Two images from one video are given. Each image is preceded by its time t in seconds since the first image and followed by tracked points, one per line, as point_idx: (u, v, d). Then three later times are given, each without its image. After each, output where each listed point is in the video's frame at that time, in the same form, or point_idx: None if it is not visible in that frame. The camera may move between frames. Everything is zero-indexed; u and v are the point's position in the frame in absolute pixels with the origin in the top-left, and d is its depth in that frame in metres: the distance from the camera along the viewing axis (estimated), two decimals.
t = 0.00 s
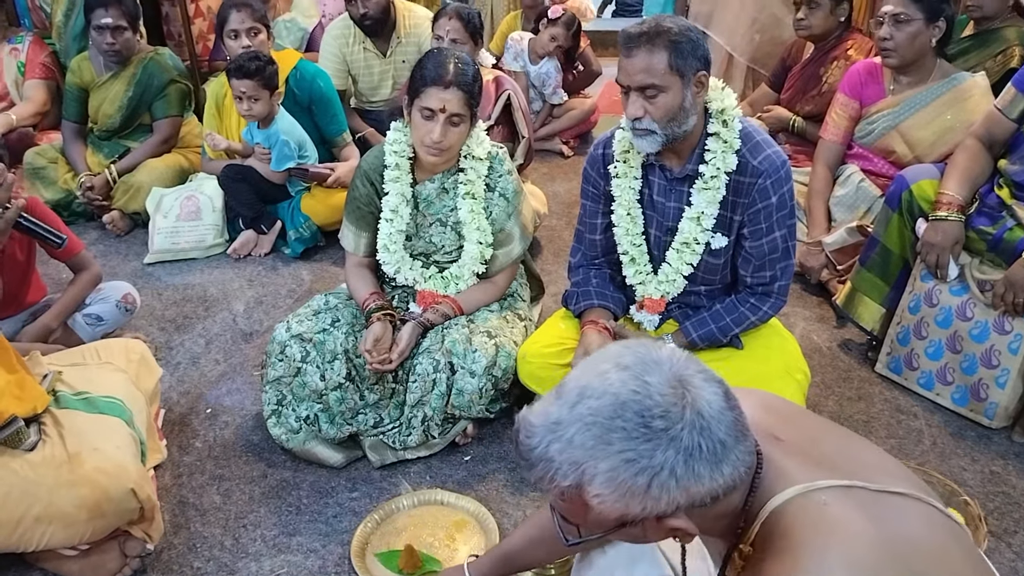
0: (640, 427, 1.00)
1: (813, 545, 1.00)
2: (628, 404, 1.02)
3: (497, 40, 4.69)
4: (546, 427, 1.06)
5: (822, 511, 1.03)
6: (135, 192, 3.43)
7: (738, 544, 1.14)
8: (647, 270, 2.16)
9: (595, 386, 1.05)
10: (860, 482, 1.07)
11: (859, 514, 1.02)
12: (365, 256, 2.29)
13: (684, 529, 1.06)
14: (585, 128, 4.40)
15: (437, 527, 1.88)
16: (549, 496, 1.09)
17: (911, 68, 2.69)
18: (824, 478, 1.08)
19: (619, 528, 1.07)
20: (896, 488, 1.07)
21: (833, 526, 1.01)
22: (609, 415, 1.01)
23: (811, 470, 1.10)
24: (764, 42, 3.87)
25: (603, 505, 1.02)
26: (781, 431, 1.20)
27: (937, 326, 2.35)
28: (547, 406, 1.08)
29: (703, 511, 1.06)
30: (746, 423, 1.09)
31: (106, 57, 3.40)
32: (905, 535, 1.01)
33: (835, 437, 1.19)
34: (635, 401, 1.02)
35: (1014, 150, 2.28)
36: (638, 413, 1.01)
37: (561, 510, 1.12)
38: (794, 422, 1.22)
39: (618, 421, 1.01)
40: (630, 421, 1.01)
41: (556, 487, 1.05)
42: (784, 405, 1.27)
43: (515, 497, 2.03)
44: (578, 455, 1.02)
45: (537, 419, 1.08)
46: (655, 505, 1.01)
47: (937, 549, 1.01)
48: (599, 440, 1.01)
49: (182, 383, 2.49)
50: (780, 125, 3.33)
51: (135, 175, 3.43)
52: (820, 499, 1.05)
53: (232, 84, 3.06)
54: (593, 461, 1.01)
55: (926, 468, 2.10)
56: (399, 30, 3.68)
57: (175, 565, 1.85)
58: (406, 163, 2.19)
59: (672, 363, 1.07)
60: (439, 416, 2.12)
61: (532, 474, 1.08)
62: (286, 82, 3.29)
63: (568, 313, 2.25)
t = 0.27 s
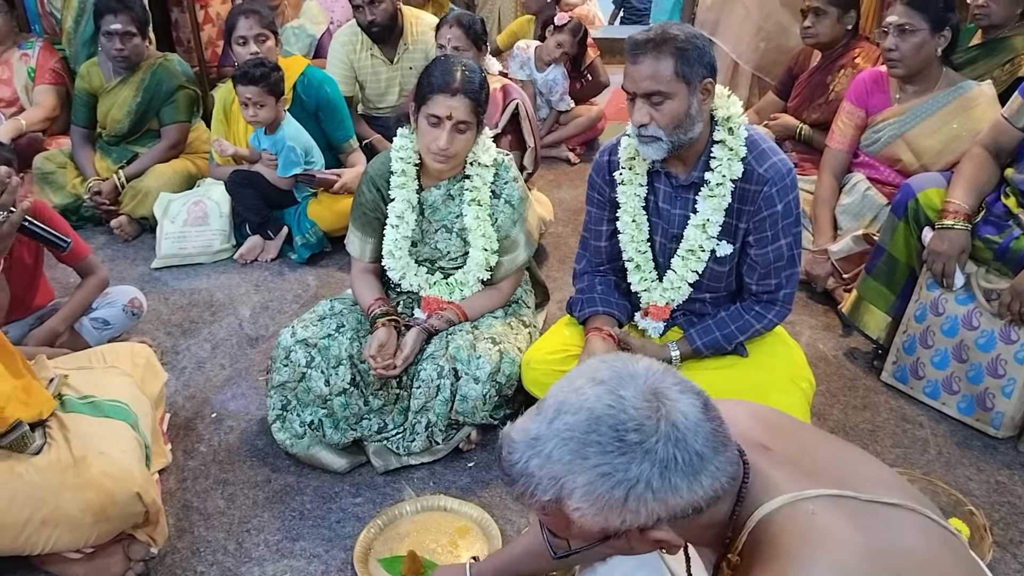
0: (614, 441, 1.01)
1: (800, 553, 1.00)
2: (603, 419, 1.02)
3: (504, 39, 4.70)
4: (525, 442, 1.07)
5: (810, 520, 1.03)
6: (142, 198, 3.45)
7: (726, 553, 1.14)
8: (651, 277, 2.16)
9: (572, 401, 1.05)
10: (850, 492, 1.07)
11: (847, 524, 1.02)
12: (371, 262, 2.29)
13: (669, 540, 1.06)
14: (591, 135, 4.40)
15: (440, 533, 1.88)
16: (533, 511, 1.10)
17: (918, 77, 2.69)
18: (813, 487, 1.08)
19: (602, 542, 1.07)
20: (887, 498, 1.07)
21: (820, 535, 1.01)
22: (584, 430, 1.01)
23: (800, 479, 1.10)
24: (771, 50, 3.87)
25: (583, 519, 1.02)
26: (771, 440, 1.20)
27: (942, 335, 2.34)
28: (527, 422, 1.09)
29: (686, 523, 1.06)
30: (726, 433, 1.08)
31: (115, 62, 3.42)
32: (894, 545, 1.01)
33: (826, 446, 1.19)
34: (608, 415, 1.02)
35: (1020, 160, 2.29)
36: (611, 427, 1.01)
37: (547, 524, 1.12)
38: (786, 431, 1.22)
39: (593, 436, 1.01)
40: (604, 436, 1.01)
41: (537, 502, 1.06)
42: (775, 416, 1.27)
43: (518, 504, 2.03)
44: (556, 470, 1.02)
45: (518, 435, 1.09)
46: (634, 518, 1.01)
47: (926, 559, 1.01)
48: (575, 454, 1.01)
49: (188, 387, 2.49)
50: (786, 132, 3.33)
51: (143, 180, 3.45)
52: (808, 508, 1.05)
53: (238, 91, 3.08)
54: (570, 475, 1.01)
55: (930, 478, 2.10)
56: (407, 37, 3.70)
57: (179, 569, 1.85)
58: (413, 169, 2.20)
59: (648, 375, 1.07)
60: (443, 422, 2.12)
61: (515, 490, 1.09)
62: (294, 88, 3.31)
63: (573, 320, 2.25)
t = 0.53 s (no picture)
0: (613, 441, 1.02)
1: (816, 553, 1.00)
2: (602, 420, 1.03)
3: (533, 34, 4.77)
4: (532, 447, 1.08)
5: (826, 521, 1.03)
6: (159, 200, 3.49)
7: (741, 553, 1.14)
8: (663, 282, 2.16)
9: (573, 405, 1.07)
10: (867, 495, 1.07)
11: (864, 526, 1.02)
12: (384, 265, 2.31)
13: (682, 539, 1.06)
14: (605, 140, 4.40)
15: (450, 535, 1.89)
16: (546, 516, 1.11)
17: (934, 83, 2.67)
18: (831, 489, 1.08)
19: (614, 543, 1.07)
20: (905, 502, 1.08)
21: (836, 536, 1.01)
22: (585, 432, 1.03)
23: (817, 480, 1.10)
24: (785, 56, 3.86)
25: (591, 520, 1.03)
26: (788, 441, 1.20)
27: (956, 343, 2.33)
28: (534, 428, 1.11)
29: (698, 520, 1.06)
30: (732, 430, 1.08)
31: (134, 65, 3.47)
32: (909, 553, 1.00)
33: (845, 448, 1.19)
34: (607, 417, 1.03)
35: None
36: (609, 429, 1.03)
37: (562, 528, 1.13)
38: (804, 433, 1.23)
39: (593, 438, 1.03)
40: (603, 437, 1.02)
41: (546, 506, 1.07)
42: (794, 417, 1.27)
43: (528, 507, 2.03)
44: (559, 473, 1.04)
45: (526, 440, 1.10)
46: (640, 517, 1.02)
47: (943, 564, 1.01)
48: (577, 456, 1.03)
49: (202, 388, 2.52)
50: (801, 138, 3.32)
51: (160, 182, 3.49)
52: (824, 509, 1.05)
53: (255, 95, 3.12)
54: (573, 477, 1.03)
55: (943, 486, 2.08)
56: (422, 42, 3.72)
57: (191, 568, 1.87)
58: (426, 173, 2.21)
59: (645, 376, 1.08)
60: (454, 425, 2.14)
61: (525, 495, 1.10)
62: (310, 92, 3.34)
63: (584, 324, 2.26)
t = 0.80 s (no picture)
0: (658, 429, 1.03)
1: (884, 561, 1.01)
2: (652, 407, 1.04)
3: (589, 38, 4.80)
4: (589, 415, 1.11)
5: (897, 530, 1.04)
6: (210, 199, 3.57)
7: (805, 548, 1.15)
8: (705, 288, 2.15)
9: (633, 385, 1.08)
10: (943, 509, 1.07)
11: (936, 540, 1.02)
12: (426, 266, 2.33)
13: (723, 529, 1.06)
14: (649, 145, 4.38)
15: (486, 535, 1.90)
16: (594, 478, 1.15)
17: (988, 91, 2.61)
18: (907, 498, 1.08)
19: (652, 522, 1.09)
20: (983, 520, 1.07)
21: (906, 546, 1.01)
22: (633, 415, 1.05)
23: (894, 487, 1.10)
24: (835, 62, 3.80)
25: (628, 496, 1.06)
26: (868, 442, 1.20)
27: (1006, 356, 2.26)
28: (596, 396, 1.14)
29: (741, 518, 1.05)
30: (794, 440, 1.05)
31: (188, 67, 3.56)
32: (977, 572, 1.00)
33: (924, 457, 1.18)
34: (657, 405, 1.04)
35: None
36: (657, 417, 1.03)
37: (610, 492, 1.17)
38: (882, 435, 1.22)
39: (639, 421, 1.04)
40: (650, 423, 1.03)
41: (591, 473, 1.11)
42: (878, 419, 1.27)
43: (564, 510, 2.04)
44: (604, 447, 1.07)
45: (587, 407, 1.14)
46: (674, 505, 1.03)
47: None
48: (623, 435, 1.05)
49: (247, 383, 2.57)
50: (850, 145, 3.26)
51: (211, 182, 3.57)
52: (898, 517, 1.05)
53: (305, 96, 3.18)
54: (615, 454, 1.05)
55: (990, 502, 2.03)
56: (468, 46, 3.76)
57: (232, 559, 1.91)
58: (469, 176, 2.23)
59: (708, 372, 1.07)
60: (492, 426, 2.15)
61: (577, 455, 1.15)
62: (358, 94, 3.40)
63: (624, 329, 2.25)
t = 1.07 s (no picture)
0: (742, 381, 1.09)
1: (942, 552, 1.02)
2: (738, 360, 1.10)
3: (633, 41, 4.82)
4: (672, 364, 1.18)
5: (961, 524, 1.05)
6: (249, 198, 3.63)
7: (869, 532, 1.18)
8: (739, 293, 2.13)
9: (722, 339, 1.14)
10: (1014, 511, 1.07)
11: (1001, 538, 1.02)
12: (459, 267, 2.34)
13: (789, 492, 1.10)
14: (686, 149, 4.35)
15: (514, 536, 1.91)
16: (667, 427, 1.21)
17: None
18: (978, 495, 1.09)
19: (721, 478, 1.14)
20: None
21: (967, 540, 1.02)
22: (718, 365, 1.11)
23: (965, 484, 1.10)
24: (877, 68, 3.74)
25: (702, 444, 1.11)
26: (946, 437, 1.20)
27: None
28: (682, 348, 1.20)
29: (810, 483, 1.09)
30: (873, 412, 1.08)
31: (230, 68, 3.63)
32: None
33: (1004, 459, 1.17)
34: (744, 358, 1.10)
35: None
36: (741, 369, 1.09)
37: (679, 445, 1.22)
38: (961, 432, 1.21)
39: (724, 372, 1.10)
40: (734, 374, 1.10)
41: (667, 419, 1.17)
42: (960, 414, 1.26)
43: (593, 513, 2.04)
44: (686, 394, 1.13)
45: (671, 357, 1.20)
46: (746, 457, 1.08)
47: None
48: (705, 385, 1.11)
49: (282, 380, 2.61)
50: (890, 152, 3.18)
51: (251, 181, 3.63)
52: (967, 512, 1.06)
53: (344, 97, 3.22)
54: (695, 401, 1.11)
55: None
56: (505, 49, 3.76)
57: (263, 553, 1.94)
58: (504, 178, 2.24)
59: (798, 333, 1.12)
60: (521, 428, 2.15)
61: (654, 402, 1.21)
62: (396, 97, 3.43)
63: (656, 333, 2.24)
